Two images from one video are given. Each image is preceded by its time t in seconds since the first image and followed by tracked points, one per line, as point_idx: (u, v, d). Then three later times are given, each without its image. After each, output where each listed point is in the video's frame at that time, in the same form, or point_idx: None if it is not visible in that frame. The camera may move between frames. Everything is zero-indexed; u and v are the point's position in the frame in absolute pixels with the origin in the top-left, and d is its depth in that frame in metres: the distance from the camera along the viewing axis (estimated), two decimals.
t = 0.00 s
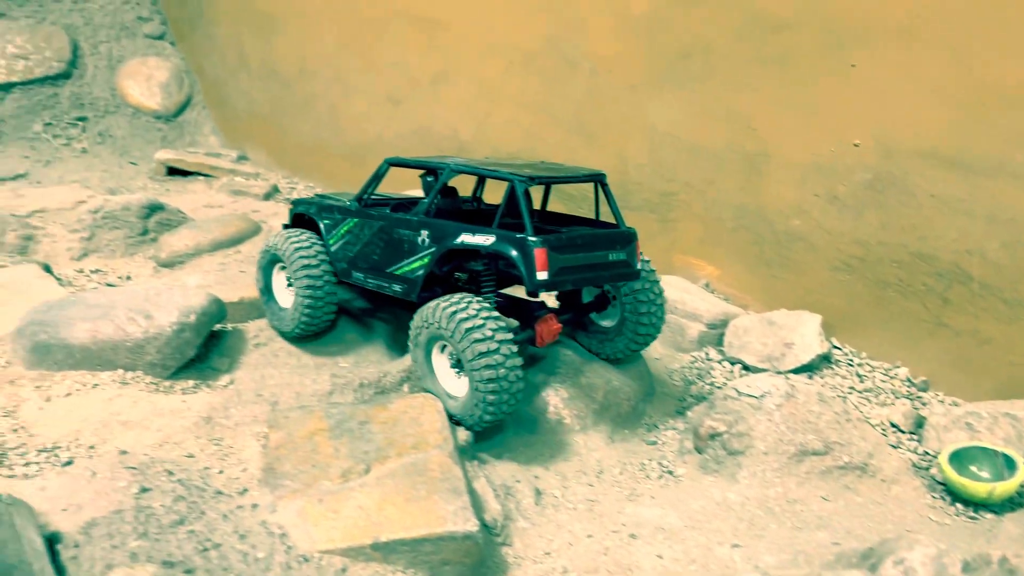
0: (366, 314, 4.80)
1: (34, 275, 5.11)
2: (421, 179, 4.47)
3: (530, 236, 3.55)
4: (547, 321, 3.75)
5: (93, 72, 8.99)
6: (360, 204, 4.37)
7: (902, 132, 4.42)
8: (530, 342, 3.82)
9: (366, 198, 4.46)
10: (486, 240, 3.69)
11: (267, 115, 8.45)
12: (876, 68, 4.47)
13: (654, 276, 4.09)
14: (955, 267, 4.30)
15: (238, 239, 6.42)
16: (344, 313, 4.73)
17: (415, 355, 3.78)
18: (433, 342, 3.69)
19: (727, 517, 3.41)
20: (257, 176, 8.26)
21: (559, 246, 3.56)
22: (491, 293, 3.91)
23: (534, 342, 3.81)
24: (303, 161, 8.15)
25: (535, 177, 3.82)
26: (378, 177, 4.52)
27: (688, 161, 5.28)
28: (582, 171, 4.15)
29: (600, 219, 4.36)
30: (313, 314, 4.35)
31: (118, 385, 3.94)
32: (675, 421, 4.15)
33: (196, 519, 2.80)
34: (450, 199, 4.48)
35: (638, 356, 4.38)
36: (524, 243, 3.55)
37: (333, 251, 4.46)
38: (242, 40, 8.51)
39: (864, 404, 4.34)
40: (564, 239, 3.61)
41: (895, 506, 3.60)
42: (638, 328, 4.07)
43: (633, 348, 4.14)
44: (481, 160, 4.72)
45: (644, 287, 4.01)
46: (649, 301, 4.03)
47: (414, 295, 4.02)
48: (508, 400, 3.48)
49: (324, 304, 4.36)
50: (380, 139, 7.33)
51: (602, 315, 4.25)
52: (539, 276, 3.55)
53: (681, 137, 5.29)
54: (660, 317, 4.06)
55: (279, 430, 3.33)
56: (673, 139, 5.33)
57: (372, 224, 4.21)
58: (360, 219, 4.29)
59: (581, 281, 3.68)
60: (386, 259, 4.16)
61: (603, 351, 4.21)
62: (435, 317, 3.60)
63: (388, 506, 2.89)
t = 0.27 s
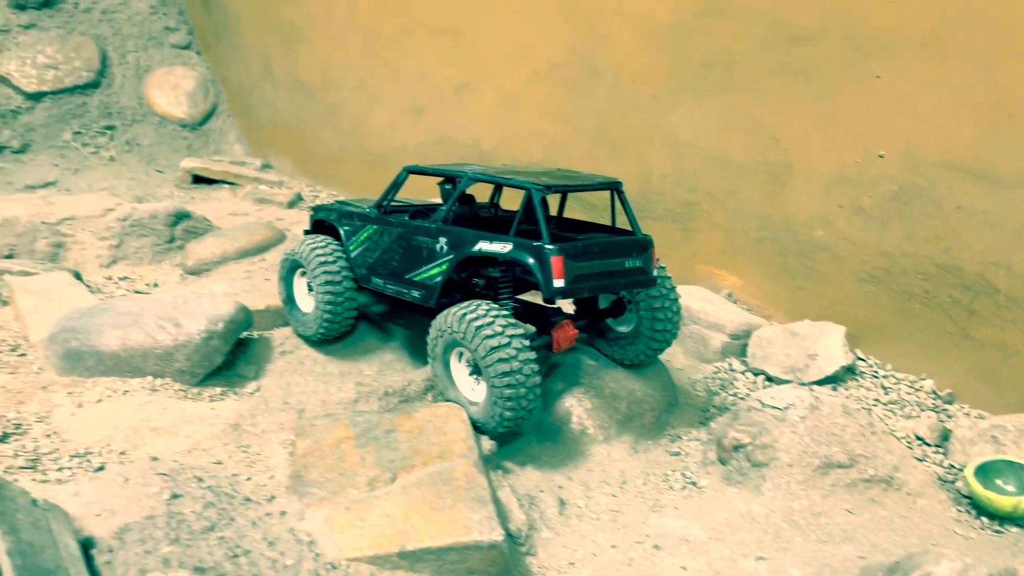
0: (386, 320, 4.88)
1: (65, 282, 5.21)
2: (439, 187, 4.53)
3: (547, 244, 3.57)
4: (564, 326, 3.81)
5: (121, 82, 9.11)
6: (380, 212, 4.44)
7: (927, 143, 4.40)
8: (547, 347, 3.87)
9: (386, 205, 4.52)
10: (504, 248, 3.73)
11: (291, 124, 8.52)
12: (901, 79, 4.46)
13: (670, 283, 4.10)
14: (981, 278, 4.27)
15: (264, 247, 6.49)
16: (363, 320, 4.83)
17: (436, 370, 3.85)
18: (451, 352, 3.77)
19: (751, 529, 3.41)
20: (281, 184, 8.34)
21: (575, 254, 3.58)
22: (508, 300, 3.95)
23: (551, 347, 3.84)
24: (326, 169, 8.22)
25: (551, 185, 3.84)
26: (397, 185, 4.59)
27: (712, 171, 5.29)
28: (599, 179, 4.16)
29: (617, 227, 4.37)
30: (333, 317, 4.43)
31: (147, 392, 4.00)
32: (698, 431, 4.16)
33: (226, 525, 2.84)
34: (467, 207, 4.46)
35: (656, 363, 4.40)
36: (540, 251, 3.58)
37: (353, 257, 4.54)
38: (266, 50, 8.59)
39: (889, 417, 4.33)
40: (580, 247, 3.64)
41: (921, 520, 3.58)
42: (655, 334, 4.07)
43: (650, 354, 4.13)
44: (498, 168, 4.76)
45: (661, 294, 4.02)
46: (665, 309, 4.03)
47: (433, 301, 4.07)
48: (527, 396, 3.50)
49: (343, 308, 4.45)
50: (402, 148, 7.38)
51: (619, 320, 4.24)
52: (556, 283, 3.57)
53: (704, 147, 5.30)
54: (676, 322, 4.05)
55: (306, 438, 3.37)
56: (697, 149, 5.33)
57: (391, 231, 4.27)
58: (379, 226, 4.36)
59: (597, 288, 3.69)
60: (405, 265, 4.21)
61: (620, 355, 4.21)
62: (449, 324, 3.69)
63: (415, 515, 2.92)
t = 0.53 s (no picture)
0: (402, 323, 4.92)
1: (93, 288, 5.29)
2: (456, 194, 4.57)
3: (562, 252, 3.60)
4: (579, 332, 3.87)
5: (147, 90, 9.23)
6: (398, 218, 4.47)
7: (953, 153, 4.38)
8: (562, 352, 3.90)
9: (404, 212, 4.56)
10: (519, 255, 3.76)
11: (313, 131, 8.59)
12: (926, 90, 4.44)
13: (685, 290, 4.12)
14: (1007, 289, 4.23)
15: (287, 254, 6.55)
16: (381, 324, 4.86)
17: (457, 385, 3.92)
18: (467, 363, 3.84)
19: (775, 540, 3.40)
20: (303, 191, 8.41)
21: (590, 262, 3.61)
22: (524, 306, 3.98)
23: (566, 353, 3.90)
24: (348, 176, 8.28)
25: (566, 193, 3.86)
26: (414, 192, 4.63)
27: (734, 180, 5.29)
28: (614, 187, 4.17)
29: (632, 233, 4.38)
30: (350, 324, 4.50)
31: (174, 397, 4.05)
32: (720, 441, 4.15)
33: (253, 531, 2.88)
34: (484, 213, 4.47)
35: (676, 372, 4.39)
36: (556, 258, 3.60)
37: (371, 262, 4.57)
38: (290, 59, 8.66)
39: (913, 428, 4.30)
40: (595, 254, 3.66)
41: (945, 532, 3.56)
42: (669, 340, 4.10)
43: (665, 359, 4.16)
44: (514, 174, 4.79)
45: (676, 301, 4.05)
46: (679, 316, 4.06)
47: (449, 307, 4.10)
48: (542, 390, 3.54)
49: (361, 315, 4.50)
50: (423, 156, 7.39)
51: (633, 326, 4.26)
52: (571, 290, 3.60)
53: (727, 156, 5.30)
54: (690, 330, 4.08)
55: (331, 445, 3.41)
56: (720, 158, 5.33)
57: (409, 237, 4.31)
58: (397, 231, 4.39)
59: (612, 295, 3.71)
60: (422, 271, 4.25)
61: (633, 359, 4.23)
62: (458, 334, 3.78)
63: (439, 522, 2.94)
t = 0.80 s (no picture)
0: (414, 323, 5.00)
1: (119, 293, 5.36)
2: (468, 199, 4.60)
3: (572, 259, 3.63)
4: (589, 337, 3.88)
5: (170, 96, 9.32)
6: (411, 223, 4.52)
7: (977, 162, 4.35)
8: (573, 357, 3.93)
9: (417, 217, 4.60)
10: (530, 261, 3.80)
11: (334, 138, 8.65)
12: (950, 98, 4.41)
13: (696, 294, 4.13)
14: None
15: (308, 260, 6.60)
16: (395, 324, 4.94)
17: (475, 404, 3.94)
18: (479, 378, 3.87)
19: (797, 550, 3.40)
20: (324, 197, 8.47)
21: (600, 268, 3.63)
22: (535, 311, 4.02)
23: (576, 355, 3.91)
24: (368, 182, 8.33)
25: (576, 201, 3.88)
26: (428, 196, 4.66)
27: (755, 188, 5.28)
28: (624, 193, 4.18)
29: (643, 237, 4.39)
30: (366, 324, 4.54)
31: (198, 402, 4.09)
32: (741, 450, 4.14)
33: (277, 535, 2.92)
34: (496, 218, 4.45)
35: (697, 379, 4.35)
36: (566, 265, 3.63)
37: (386, 265, 4.64)
38: (311, 66, 8.73)
39: (936, 439, 4.28)
40: (605, 261, 3.68)
41: (969, 543, 3.54)
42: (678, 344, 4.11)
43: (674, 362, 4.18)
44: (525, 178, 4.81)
45: (686, 306, 4.07)
46: (690, 320, 4.07)
47: (462, 311, 4.16)
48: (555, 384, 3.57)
49: (376, 314, 4.54)
50: (443, 162, 7.42)
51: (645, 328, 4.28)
52: (581, 296, 3.63)
53: (748, 165, 5.30)
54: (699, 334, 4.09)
55: (354, 450, 3.43)
56: (741, 166, 5.33)
57: (422, 242, 4.36)
58: (411, 236, 4.45)
59: (622, 301, 3.74)
60: (435, 276, 4.30)
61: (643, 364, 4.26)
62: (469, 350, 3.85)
63: (462, 529, 2.96)
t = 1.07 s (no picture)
0: (424, 325, 5.06)
1: (142, 297, 5.42)
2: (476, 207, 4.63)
3: (578, 270, 3.65)
4: (596, 345, 3.91)
5: (191, 102, 9.40)
6: (421, 231, 4.54)
7: (1000, 171, 4.33)
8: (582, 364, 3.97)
9: (427, 224, 4.60)
10: (537, 272, 3.83)
11: (353, 144, 8.70)
12: (974, 106, 4.39)
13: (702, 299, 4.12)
14: None
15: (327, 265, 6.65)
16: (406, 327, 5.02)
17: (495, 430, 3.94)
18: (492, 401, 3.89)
19: (818, 560, 3.39)
20: (343, 202, 8.53)
21: (605, 280, 3.65)
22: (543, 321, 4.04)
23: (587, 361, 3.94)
24: (387, 188, 8.38)
25: (581, 212, 3.89)
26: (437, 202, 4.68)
27: (776, 196, 5.27)
28: (630, 201, 4.18)
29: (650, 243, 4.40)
30: (378, 328, 4.61)
31: (220, 406, 4.13)
32: (761, 458, 4.12)
33: (299, 538, 2.94)
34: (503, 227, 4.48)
35: (718, 387, 4.32)
36: (572, 277, 3.66)
37: (396, 271, 4.67)
38: (331, 73, 8.79)
39: (958, 448, 4.24)
40: (610, 272, 3.70)
41: (991, 554, 3.52)
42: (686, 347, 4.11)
43: (682, 365, 4.18)
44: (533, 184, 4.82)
45: (693, 311, 4.06)
46: (696, 324, 4.07)
47: (471, 319, 4.19)
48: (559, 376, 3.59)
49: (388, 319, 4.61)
50: (461, 169, 7.43)
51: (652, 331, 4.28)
52: (587, 308, 3.66)
53: (768, 172, 5.29)
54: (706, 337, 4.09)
55: (374, 455, 3.45)
56: (762, 173, 5.32)
57: (432, 250, 4.39)
58: (421, 244, 4.48)
59: (628, 310, 3.76)
60: (444, 284, 4.33)
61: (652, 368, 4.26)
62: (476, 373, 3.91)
63: (482, 534, 2.98)
